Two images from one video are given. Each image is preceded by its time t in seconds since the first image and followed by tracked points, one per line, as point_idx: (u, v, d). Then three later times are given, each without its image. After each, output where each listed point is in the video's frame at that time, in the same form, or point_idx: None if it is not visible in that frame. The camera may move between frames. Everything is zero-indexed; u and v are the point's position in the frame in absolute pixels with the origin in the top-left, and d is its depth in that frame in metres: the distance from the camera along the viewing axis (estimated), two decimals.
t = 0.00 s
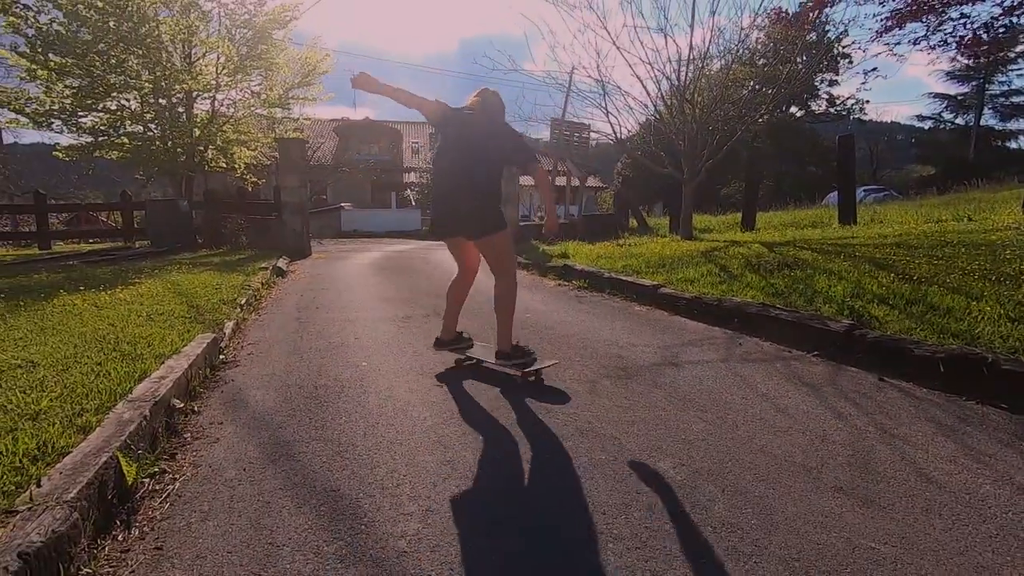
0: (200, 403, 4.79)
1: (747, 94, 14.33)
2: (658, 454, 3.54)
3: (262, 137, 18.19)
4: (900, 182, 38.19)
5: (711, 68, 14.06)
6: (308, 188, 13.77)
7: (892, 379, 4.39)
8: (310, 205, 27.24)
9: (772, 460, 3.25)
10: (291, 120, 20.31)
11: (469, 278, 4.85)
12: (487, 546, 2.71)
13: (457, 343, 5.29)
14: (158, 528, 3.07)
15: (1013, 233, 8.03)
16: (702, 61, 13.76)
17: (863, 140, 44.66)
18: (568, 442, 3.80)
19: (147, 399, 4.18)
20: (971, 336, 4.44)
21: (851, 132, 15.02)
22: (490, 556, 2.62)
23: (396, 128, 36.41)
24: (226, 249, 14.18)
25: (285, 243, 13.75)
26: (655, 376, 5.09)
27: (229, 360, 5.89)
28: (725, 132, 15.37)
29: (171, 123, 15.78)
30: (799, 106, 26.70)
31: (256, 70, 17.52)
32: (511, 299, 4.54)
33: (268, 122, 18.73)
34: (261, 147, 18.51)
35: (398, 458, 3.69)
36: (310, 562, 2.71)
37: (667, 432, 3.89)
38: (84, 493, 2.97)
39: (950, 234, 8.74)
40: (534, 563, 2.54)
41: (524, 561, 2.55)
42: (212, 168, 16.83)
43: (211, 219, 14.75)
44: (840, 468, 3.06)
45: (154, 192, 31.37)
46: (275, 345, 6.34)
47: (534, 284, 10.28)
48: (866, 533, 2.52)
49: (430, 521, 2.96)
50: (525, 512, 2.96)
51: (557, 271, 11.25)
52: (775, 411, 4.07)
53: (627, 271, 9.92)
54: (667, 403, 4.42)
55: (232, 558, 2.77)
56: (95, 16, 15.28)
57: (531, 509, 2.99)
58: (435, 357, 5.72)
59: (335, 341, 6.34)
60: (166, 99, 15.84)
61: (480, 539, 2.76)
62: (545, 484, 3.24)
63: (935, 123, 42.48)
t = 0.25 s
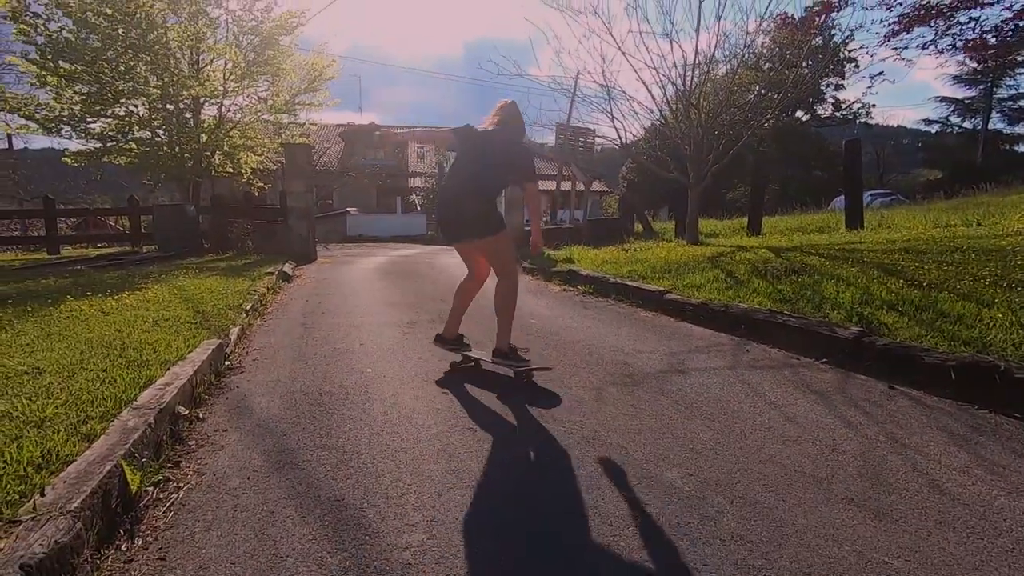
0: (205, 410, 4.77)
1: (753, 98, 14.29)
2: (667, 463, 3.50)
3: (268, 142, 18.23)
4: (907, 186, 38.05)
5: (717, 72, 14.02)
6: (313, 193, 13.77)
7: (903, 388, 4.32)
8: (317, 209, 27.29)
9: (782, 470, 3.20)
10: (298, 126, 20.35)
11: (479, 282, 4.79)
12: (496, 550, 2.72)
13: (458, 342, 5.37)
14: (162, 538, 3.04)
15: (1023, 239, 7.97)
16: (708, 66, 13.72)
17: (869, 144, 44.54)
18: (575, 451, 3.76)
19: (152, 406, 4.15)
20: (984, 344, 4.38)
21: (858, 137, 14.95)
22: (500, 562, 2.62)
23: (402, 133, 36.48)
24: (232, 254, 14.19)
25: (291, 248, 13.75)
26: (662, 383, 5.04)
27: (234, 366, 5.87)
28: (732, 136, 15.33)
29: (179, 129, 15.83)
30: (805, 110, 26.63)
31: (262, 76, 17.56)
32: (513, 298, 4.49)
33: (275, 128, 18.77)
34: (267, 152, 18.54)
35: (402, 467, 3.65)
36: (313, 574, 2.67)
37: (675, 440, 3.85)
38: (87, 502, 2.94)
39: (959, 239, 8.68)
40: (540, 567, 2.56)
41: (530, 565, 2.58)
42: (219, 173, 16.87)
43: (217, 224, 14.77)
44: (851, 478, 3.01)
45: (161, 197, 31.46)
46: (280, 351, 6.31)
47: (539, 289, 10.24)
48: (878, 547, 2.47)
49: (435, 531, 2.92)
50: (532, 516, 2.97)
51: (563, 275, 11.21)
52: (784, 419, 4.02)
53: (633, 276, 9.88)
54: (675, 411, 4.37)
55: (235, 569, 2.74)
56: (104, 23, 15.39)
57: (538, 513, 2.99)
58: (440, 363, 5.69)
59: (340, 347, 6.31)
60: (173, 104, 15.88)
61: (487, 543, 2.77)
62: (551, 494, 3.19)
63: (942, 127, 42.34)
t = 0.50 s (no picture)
0: (206, 416, 4.74)
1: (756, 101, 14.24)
2: (670, 471, 3.46)
3: (271, 147, 18.23)
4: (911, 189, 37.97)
5: (720, 75, 13.99)
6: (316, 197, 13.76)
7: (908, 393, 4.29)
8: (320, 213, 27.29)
9: (787, 478, 3.17)
10: (301, 130, 20.35)
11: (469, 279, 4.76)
12: (496, 551, 2.76)
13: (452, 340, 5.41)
14: (160, 546, 3.01)
15: None
16: (710, 69, 13.69)
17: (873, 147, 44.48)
18: (577, 458, 3.72)
19: (152, 413, 4.12)
20: (990, 348, 4.35)
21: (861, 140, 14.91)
22: (503, 564, 2.65)
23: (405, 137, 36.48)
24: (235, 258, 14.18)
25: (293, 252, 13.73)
26: (665, 388, 5.00)
27: (235, 371, 5.84)
28: (734, 139, 15.29)
29: (182, 133, 15.84)
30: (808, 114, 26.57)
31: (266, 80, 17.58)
32: (503, 297, 4.47)
33: (277, 132, 18.77)
34: (269, 156, 18.54)
35: (403, 474, 3.62)
36: None
37: (679, 447, 3.81)
38: (85, 511, 2.91)
39: (964, 242, 8.64)
40: (540, 567, 2.60)
41: (529, 565, 2.63)
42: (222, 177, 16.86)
43: (220, 228, 14.76)
44: (857, 486, 2.97)
45: (164, 201, 31.49)
46: (281, 356, 6.29)
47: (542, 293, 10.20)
48: (884, 556, 2.44)
49: (435, 540, 2.89)
50: (528, 517, 3.02)
51: (565, 279, 11.17)
52: (789, 426, 3.98)
53: (635, 280, 9.85)
54: (678, 417, 4.33)
55: None
56: (108, 28, 15.42)
57: (533, 514, 3.04)
58: (441, 369, 5.65)
59: (342, 352, 6.28)
60: (176, 108, 15.90)
61: (488, 544, 2.81)
62: (553, 501, 3.16)
63: (945, 130, 42.25)
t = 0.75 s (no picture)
0: (205, 422, 4.71)
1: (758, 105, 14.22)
2: (672, 477, 3.42)
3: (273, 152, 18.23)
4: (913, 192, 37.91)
5: (721, 79, 13.98)
6: (317, 201, 13.74)
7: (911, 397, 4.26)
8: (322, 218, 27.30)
9: (790, 484, 3.13)
10: (302, 135, 20.35)
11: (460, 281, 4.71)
12: (494, 553, 2.76)
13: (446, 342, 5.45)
14: (157, 554, 2.98)
15: None
16: (711, 73, 13.68)
17: (875, 151, 44.42)
18: (577, 464, 3.69)
19: (150, 418, 4.10)
20: (993, 352, 4.32)
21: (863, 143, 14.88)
22: (500, 565, 2.66)
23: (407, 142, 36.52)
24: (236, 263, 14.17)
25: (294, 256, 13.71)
26: (666, 393, 4.97)
27: (235, 376, 5.82)
28: (736, 143, 15.26)
29: (184, 138, 15.84)
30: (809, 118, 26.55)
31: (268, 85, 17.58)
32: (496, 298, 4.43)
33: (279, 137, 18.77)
34: (271, 161, 18.54)
35: (402, 481, 3.59)
36: None
37: (681, 453, 3.77)
38: (81, 518, 2.88)
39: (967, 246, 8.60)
40: (536, 567, 2.62)
41: (527, 567, 2.63)
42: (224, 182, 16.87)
43: (222, 233, 14.75)
44: (860, 493, 2.94)
45: (167, 206, 31.52)
46: (281, 361, 6.26)
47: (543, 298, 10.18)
48: (888, 564, 2.41)
49: (434, 547, 2.86)
50: (522, 519, 3.03)
51: (565, 283, 11.15)
52: (791, 431, 3.94)
53: (636, 284, 9.82)
54: (680, 423, 4.30)
55: None
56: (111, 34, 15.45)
57: (529, 517, 3.05)
58: (441, 374, 5.62)
59: (342, 357, 6.26)
60: (178, 113, 15.90)
61: (484, 546, 2.82)
62: (553, 508, 3.13)
63: (948, 134, 42.20)
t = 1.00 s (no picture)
0: (203, 427, 4.69)
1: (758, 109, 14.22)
2: (673, 483, 3.40)
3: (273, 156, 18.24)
4: (914, 196, 37.91)
5: (720, 83, 13.98)
6: (317, 206, 13.74)
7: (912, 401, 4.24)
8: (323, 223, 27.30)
9: (791, 490, 3.10)
10: (303, 139, 20.36)
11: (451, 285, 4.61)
12: (494, 556, 2.75)
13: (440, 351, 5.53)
14: (153, 561, 2.95)
15: None
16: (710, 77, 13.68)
17: (876, 155, 44.44)
18: (577, 469, 3.66)
19: (147, 424, 4.07)
20: (995, 356, 4.30)
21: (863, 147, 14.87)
22: (500, 569, 2.65)
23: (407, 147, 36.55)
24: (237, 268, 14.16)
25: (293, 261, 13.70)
26: (666, 398, 4.94)
27: (233, 381, 5.79)
28: (735, 147, 15.26)
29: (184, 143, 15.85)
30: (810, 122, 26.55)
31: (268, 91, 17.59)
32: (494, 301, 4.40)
33: (280, 142, 18.78)
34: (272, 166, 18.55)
35: (400, 486, 3.56)
36: None
37: (681, 458, 3.75)
38: (76, 524, 2.86)
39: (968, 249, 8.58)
40: (536, 570, 2.61)
41: (527, 568, 2.63)
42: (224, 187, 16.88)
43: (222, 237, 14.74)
44: (862, 498, 2.91)
45: (168, 211, 31.53)
46: (279, 366, 6.24)
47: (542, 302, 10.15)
48: (890, 570, 2.39)
49: (432, 553, 2.84)
50: (523, 521, 3.03)
51: (565, 288, 11.12)
52: (792, 436, 3.92)
53: (636, 288, 9.80)
54: (680, 427, 4.27)
55: None
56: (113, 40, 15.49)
57: (528, 519, 3.05)
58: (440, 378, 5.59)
59: (341, 362, 6.23)
60: (180, 119, 15.93)
61: (484, 550, 2.81)
62: (552, 513, 3.10)
63: (949, 138, 42.20)
